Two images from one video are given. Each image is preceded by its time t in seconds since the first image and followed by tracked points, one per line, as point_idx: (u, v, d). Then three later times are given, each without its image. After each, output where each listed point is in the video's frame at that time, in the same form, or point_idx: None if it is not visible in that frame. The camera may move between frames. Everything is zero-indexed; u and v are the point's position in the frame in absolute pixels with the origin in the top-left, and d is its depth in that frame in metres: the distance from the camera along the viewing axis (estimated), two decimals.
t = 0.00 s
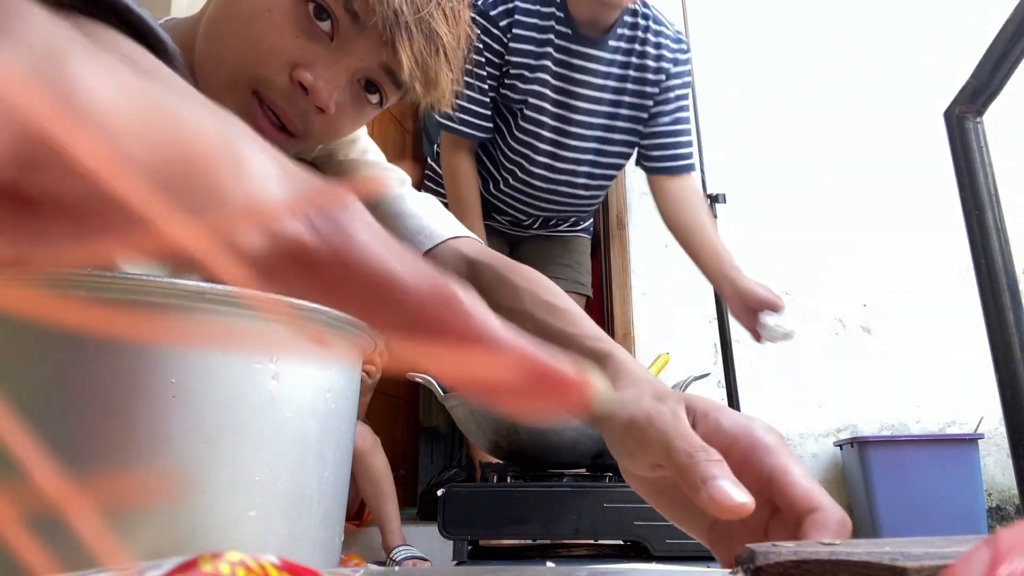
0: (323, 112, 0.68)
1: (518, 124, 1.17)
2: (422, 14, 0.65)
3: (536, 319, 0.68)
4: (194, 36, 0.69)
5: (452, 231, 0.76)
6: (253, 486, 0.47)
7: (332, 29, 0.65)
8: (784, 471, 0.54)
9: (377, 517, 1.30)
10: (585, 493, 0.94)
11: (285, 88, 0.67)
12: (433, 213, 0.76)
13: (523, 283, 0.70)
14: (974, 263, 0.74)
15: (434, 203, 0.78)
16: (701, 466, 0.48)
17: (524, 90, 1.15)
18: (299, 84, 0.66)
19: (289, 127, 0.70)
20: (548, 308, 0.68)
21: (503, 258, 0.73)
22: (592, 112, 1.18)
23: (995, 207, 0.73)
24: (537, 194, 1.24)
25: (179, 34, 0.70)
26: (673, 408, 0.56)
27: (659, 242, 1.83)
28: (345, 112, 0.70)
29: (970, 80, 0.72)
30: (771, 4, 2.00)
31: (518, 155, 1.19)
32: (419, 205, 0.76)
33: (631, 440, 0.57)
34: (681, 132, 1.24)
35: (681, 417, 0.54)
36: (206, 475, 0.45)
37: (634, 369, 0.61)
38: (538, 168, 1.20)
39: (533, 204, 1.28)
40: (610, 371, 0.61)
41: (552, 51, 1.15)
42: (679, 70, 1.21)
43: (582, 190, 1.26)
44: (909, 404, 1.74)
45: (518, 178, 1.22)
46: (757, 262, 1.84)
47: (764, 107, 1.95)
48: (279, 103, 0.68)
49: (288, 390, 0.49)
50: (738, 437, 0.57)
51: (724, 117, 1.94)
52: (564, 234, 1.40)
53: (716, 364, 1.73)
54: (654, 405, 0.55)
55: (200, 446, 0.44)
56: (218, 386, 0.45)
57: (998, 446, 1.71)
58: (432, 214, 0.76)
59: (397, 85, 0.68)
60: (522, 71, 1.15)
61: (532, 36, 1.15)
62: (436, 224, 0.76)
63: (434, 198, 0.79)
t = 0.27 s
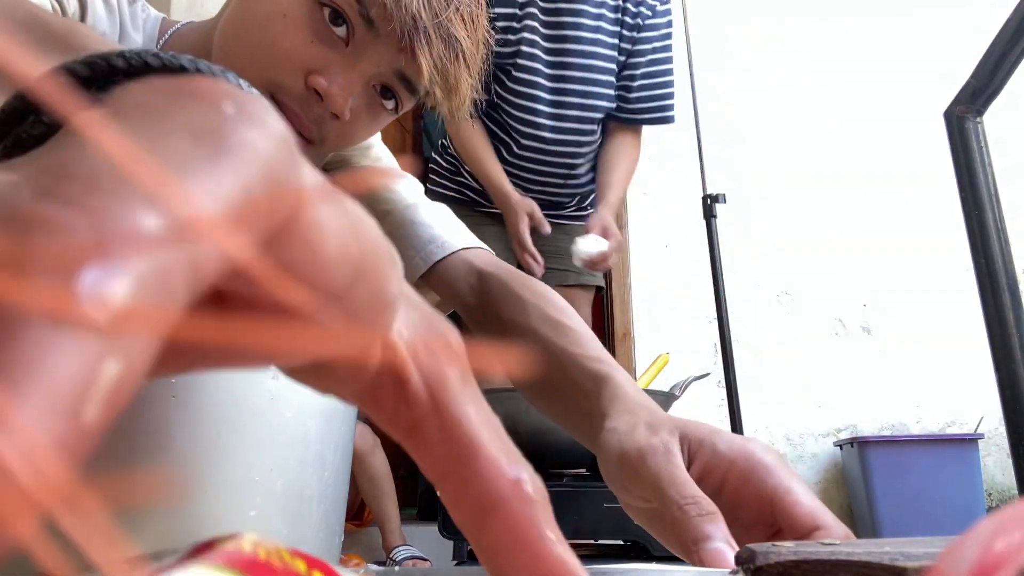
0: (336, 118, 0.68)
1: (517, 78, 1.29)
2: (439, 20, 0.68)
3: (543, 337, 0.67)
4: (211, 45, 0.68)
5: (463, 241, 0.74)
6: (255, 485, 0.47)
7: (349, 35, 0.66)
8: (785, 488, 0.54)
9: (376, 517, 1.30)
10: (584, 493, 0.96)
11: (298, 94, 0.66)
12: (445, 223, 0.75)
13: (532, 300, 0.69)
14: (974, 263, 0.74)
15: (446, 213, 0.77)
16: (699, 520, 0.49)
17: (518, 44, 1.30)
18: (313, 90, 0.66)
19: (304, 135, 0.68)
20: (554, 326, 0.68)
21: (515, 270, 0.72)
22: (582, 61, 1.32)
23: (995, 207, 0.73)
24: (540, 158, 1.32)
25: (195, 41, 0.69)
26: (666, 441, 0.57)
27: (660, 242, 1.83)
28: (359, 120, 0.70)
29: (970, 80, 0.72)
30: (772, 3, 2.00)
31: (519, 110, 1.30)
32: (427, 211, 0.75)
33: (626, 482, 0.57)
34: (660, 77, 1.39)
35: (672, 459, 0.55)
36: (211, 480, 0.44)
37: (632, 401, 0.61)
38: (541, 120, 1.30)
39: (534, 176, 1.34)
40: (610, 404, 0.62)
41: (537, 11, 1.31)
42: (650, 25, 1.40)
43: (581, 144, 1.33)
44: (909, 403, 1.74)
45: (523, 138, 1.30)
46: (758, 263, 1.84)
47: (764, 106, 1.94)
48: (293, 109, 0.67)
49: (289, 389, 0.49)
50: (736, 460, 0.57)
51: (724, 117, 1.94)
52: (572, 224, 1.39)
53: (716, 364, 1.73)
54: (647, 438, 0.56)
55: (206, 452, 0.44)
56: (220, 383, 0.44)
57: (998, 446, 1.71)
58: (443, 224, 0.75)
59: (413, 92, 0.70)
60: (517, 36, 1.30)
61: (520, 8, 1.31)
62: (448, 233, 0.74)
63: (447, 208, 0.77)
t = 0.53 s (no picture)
0: (335, 110, 0.67)
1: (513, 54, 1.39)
2: (434, 9, 0.67)
3: (543, 342, 0.66)
4: (205, 39, 0.67)
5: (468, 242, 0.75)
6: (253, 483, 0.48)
7: (344, 25, 0.65)
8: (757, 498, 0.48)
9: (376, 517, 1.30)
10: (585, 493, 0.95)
11: (295, 85, 0.65)
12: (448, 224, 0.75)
13: (534, 304, 0.69)
14: (974, 263, 0.74)
15: (451, 216, 0.77)
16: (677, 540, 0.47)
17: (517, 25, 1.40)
18: (310, 80, 0.65)
19: (302, 128, 0.67)
20: (554, 330, 0.67)
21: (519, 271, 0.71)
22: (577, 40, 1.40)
23: (995, 207, 0.73)
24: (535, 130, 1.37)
25: (191, 37, 0.69)
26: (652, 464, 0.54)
27: (660, 242, 1.83)
28: (357, 111, 0.69)
29: (971, 80, 0.72)
30: (772, 4, 2.00)
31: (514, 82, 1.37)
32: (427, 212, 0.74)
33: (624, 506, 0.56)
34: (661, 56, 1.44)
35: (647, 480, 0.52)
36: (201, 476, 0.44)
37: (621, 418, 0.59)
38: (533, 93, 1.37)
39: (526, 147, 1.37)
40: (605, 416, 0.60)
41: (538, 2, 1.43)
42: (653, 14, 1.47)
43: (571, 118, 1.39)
44: (909, 404, 1.74)
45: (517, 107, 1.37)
46: (757, 262, 1.84)
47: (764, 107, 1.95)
48: (291, 99, 0.65)
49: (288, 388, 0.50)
50: (724, 471, 0.64)
51: (724, 117, 1.94)
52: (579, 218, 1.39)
53: (716, 364, 1.73)
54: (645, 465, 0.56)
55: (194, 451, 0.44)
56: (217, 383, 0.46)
57: (998, 446, 1.71)
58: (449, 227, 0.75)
59: (410, 84, 0.69)
60: (519, 25, 1.40)
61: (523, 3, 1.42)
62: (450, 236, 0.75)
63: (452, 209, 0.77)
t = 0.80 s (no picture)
0: (325, 100, 0.66)
1: (542, 39, 1.37)
2: None
3: (539, 346, 0.66)
4: (196, 32, 0.67)
5: (465, 242, 0.74)
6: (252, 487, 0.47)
7: (331, 14, 0.63)
8: (750, 515, 0.48)
9: (377, 517, 1.30)
10: (585, 493, 0.95)
11: (285, 75, 0.64)
12: (447, 223, 0.75)
13: (530, 306, 0.68)
14: (974, 263, 0.74)
15: (449, 214, 0.76)
16: (670, 556, 0.47)
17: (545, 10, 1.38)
18: (300, 70, 0.64)
19: (295, 119, 0.67)
20: (549, 334, 0.66)
21: (516, 272, 0.71)
22: (608, 25, 1.39)
23: (995, 207, 0.73)
24: (568, 117, 1.37)
25: (181, 30, 0.68)
26: (644, 474, 0.53)
27: (660, 242, 1.83)
28: (348, 101, 0.67)
29: (970, 80, 0.72)
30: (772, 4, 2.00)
31: (544, 69, 1.36)
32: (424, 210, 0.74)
33: (605, 509, 0.54)
34: (689, 39, 1.45)
35: (638, 491, 0.51)
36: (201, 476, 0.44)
37: (613, 428, 0.59)
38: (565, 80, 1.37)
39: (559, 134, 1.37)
40: (598, 425, 0.60)
41: None
42: None
43: (604, 103, 1.39)
44: (909, 403, 1.74)
45: (550, 94, 1.36)
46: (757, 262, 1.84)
47: (763, 106, 1.95)
48: (282, 90, 0.65)
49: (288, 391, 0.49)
50: (707, 485, 0.51)
51: (723, 117, 1.94)
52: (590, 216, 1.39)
53: (716, 364, 1.73)
54: (624, 470, 0.53)
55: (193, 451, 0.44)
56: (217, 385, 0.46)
57: (998, 446, 1.71)
58: (447, 224, 0.75)
59: (399, 72, 0.67)
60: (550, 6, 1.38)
61: None
62: (449, 235, 0.74)
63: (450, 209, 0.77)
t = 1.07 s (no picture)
0: (313, 91, 0.65)
1: (552, 30, 1.37)
2: None
3: (539, 343, 0.66)
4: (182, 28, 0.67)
5: (462, 240, 0.74)
6: (255, 485, 0.46)
7: (316, 4, 0.64)
8: (749, 499, 0.49)
9: (377, 517, 1.30)
10: (585, 492, 0.94)
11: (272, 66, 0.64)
12: (445, 221, 0.74)
13: (529, 305, 0.68)
14: (974, 263, 0.74)
15: (445, 212, 0.76)
16: (676, 544, 0.45)
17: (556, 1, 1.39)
18: (287, 61, 0.63)
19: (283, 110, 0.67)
20: (548, 332, 0.67)
21: (517, 271, 0.71)
22: (618, 14, 1.39)
23: (995, 207, 0.73)
24: (578, 108, 1.37)
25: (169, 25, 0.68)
26: (647, 465, 0.52)
27: (659, 242, 1.83)
28: (336, 92, 0.68)
29: (970, 81, 0.72)
30: (772, 4, 2.00)
31: (554, 60, 1.37)
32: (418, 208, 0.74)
33: (611, 501, 0.53)
34: (702, 29, 1.44)
35: (644, 482, 0.50)
36: (203, 474, 0.44)
37: (615, 422, 0.58)
38: (575, 71, 1.37)
39: (570, 125, 1.37)
40: (598, 421, 0.60)
41: None
42: None
43: (615, 94, 1.39)
44: (909, 403, 1.74)
45: (560, 84, 1.36)
46: (757, 262, 1.84)
47: (763, 106, 1.95)
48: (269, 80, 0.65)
49: (289, 389, 0.49)
50: (708, 472, 0.51)
51: (723, 117, 1.94)
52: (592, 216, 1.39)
53: (716, 363, 1.73)
54: (628, 463, 0.52)
55: (193, 450, 0.44)
56: (218, 383, 0.45)
57: (998, 446, 1.71)
58: (443, 222, 0.75)
59: (385, 62, 0.68)
60: None
61: None
62: (445, 234, 0.74)
63: (447, 207, 0.77)
